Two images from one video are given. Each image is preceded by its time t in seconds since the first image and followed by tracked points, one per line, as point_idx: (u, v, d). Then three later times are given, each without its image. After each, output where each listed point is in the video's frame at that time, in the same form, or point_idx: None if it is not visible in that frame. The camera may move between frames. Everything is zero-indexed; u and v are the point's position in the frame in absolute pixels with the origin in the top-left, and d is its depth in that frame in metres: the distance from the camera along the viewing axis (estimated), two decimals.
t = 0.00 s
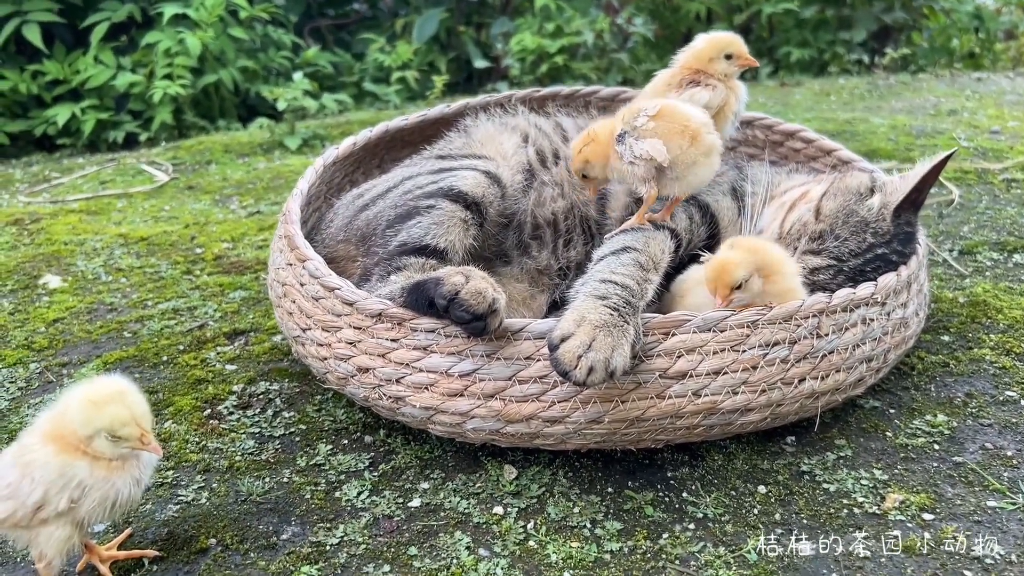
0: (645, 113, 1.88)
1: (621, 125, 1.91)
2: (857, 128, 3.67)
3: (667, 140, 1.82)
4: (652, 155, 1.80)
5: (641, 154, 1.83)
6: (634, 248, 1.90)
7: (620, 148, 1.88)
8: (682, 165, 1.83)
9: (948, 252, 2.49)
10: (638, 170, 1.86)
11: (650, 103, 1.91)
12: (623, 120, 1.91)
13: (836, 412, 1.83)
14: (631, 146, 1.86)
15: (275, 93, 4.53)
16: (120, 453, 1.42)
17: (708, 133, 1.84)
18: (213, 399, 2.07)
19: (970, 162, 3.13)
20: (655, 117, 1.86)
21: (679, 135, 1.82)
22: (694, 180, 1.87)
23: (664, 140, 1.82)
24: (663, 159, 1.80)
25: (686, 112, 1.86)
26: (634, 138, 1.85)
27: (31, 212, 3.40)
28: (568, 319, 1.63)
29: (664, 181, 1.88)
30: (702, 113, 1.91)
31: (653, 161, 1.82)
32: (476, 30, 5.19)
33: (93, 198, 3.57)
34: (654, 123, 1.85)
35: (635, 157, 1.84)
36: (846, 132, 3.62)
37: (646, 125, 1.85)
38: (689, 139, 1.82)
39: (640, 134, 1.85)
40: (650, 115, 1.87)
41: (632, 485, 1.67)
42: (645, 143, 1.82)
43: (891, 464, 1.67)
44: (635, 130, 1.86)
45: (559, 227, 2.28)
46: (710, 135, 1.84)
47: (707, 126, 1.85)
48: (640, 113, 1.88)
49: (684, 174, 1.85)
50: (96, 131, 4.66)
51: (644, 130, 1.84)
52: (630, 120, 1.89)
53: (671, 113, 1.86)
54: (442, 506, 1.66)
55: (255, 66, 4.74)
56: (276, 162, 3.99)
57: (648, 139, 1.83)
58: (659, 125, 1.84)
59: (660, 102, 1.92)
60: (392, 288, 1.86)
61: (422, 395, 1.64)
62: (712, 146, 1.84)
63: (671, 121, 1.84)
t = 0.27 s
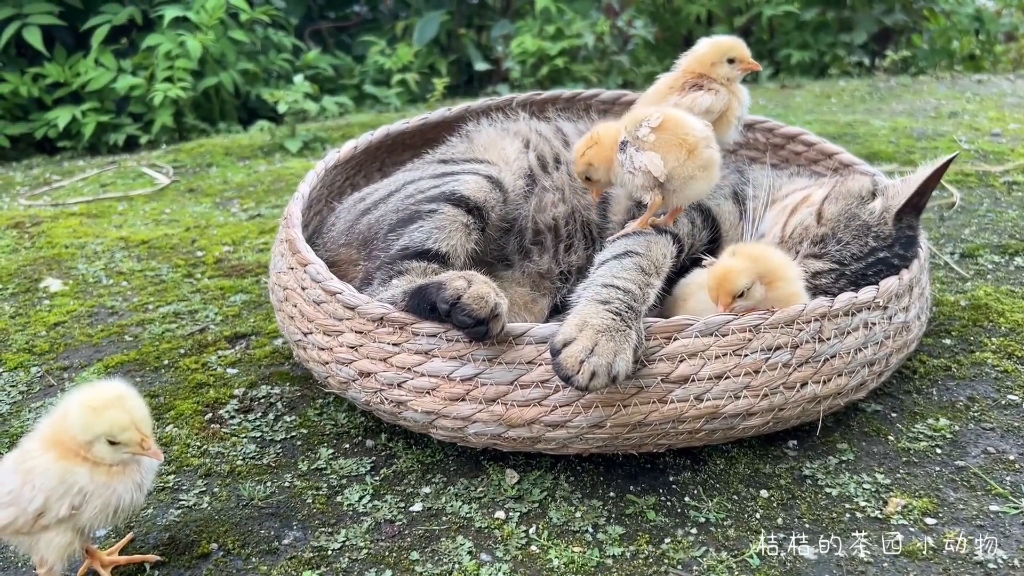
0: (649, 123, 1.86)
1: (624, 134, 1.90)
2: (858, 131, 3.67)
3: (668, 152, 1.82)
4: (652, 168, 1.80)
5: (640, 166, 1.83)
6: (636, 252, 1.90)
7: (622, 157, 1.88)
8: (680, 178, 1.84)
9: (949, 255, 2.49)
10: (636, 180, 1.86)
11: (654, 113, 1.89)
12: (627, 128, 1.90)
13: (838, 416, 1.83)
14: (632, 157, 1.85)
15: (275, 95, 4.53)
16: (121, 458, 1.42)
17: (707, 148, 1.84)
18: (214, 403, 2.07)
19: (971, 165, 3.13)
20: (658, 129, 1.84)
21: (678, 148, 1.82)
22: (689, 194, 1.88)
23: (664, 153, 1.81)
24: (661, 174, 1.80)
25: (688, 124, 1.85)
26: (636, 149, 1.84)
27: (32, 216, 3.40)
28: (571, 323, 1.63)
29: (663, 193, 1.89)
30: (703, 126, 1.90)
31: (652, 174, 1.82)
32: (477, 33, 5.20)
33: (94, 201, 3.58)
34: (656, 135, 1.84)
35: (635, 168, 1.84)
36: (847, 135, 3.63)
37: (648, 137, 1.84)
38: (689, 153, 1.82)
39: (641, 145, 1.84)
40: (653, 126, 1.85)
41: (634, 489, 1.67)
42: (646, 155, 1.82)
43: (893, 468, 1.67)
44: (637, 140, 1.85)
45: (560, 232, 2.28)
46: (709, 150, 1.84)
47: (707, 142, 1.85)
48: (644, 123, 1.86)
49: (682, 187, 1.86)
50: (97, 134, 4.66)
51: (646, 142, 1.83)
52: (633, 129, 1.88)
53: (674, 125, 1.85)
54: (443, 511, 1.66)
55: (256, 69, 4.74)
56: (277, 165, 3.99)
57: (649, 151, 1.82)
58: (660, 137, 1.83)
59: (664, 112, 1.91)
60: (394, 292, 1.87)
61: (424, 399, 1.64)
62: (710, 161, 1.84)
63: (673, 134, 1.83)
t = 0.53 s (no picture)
0: (633, 134, 1.86)
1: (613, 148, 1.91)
2: (856, 134, 3.67)
3: (654, 160, 1.81)
4: (640, 178, 1.80)
5: (629, 177, 1.83)
6: (633, 257, 1.90)
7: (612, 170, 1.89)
8: (671, 185, 1.83)
9: (947, 259, 2.48)
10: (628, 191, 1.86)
11: (638, 124, 1.89)
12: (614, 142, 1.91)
13: (835, 420, 1.82)
14: (621, 169, 1.86)
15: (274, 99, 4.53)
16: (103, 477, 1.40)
17: (694, 150, 1.84)
18: (211, 408, 2.07)
19: (970, 168, 3.13)
20: (643, 138, 1.84)
21: (664, 154, 1.81)
22: (682, 199, 1.87)
23: (650, 161, 1.81)
24: (650, 182, 1.81)
25: (673, 130, 1.85)
26: (624, 161, 1.85)
27: (30, 219, 3.39)
28: (567, 328, 1.62)
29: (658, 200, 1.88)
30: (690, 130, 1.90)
31: (642, 183, 1.83)
32: (475, 36, 5.20)
33: (91, 205, 3.57)
34: (641, 144, 1.84)
35: (625, 179, 1.84)
36: (845, 138, 3.63)
37: (634, 147, 1.84)
38: (676, 157, 1.81)
39: (629, 156, 1.85)
40: (638, 136, 1.85)
41: (632, 494, 1.66)
42: (634, 166, 1.82)
43: (891, 473, 1.67)
44: (624, 152, 1.85)
45: (557, 237, 2.27)
46: (695, 152, 1.83)
47: (693, 144, 1.84)
48: (629, 135, 1.87)
49: (674, 193, 1.85)
50: (96, 137, 4.66)
51: (633, 152, 1.83)
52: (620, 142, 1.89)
53: (659, 132, 1.85)
54: (440, 516, 1.65)
55: (255, 72, 4.74)
56: (275, 168, 3.99)
57: (636, 161, 1.82)
58: (646, 145, 1.83)
59: (649, 120, 1.91)
60: (390, 297, 1.86)
61: (420, 405, 1.63)
62: (699, 163, 1.84)
63: (658, 141, 1.83)
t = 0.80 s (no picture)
0: (635, 141, 1.86)
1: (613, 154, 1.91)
2: (855, 139, 3.67)
3: (653, 169, 1.81)
4: (639, 187, 1.80)
5: (628, 185, 1.83)
6: (631, 266, 1.89)
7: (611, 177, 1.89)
8: (668, 196, 1.83)
9: (946, 266, 2.48)
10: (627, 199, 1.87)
11: (640, 131, 1.89)
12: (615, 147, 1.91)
13: (834, 429, 1.82)
14: (620, 176, 1.86)
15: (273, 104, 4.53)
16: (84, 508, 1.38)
17: (692, 164, 1.83)
18: (208, 417, 2.06)
19: (968, 174, 3.13)
20: (644, 147, 1.84)
21: (663, 164, 1.81)
22: (678, 209, 1.87)
23: (649, 171, 1.81)
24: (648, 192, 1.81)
25: (673, 141, 1.85)
26: (623, 169, 1.85)
27: (28, 226, 3.39)
28: (565, 338, 1.61)
29: (655, 211, 1.88)
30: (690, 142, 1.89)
31: (640, 193, 1.83)
32: (474, 41, 5.20)
33: (90, 211, 3.57)
34: (642, 153, 1.84)
35: (623, 187, 1.85)
36: (844, 144, 3.63)
37: (634, 155, 1.84)
38: (674, 169, 1.81)
39: (629, 164, 1.85)
40: (639, 145, 1.85)
41: (630, 504, 1.66)
42: (633, 175, 1.82)
43: (890, 482, 1.66)
44: (624, 159, 1.85)
45: (555, 245, 2.28)
46: (694, 165, 1.83)
47: (691, 157, 1.83)
48: (631, 142, 1.87)
49: (669, 204, 1.85)
50: (94, 143, 4.66)
51: (633, 161, 1.84)
52: (621, 148, 1.89)
53: (659, 142, 1.84)
54: (438, 526, 1.64)
55: (253, 77, 4.74)
56: (273, 174, 3.99)
57: (636, 170, 1.82)
58: (645, 155, 1.83)
59: (652, 128, 1.91)
60: (388, 305, 1.85)
61: (418, 414, 1.63)
62: (696, 176, 1.83)
63: (658, 150, 1.83)
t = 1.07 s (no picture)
0: (627, 142, 1.86)
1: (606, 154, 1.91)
2: (851, 142, 3.68)
3: (645, 171, 1.81)
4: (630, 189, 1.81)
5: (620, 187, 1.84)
6: (626, 268, 1.89)
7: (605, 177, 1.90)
8: (660, 198, 1.83)
9: (943, 267, 2.48)
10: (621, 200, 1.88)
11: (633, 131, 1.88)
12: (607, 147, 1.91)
13: (831, 430, 1.81)
14: (613, 177, 1.86)
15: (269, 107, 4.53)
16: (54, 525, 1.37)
17: (685, 165, 1.82)
18: (203, 419, 2.06)
19: (965, 176, 3.13)
20: (636, 148, 1.83)
21: (655, 166, 1.80)
22: (671, 211, 1.86)
23: (642, 172, 1.81)
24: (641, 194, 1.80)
25: (666, 141, 1.84)
26: (615, 170, 1.85)
27: (24, 228, 3.38)
28: (559, 339, 1.61)
29: (649, 212, 1.88)
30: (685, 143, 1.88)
31: (633, 194, 1.83)
32: (472, 44, 5.20)
33: (86, 214, 3.56)
34: (634, 154, 1.83)
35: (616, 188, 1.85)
36: (840, 146, 3.63)
37: (626, 156, 1.84)
38: (666, 171, 1.80)
39: (621, 165, 1.85)
40: (631, 146, 1.84)
41: (626, 506, 1.65)
42: (625, 177, 1.82)
43: (886, 484, 1.65)
44: (616, 161, 1.86)
45: (551, 246, 2.26)
46: (687, 165, 1.82)
47: (684, 159, 1.82)
48: (623, 143, 1.86)
49: (663, 205, 1.84)
50: (91, 146, 4.66)
51: (625, 162, 1.84)
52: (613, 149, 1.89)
53: (651, 143, 1.84)
54: (432, 529, 1.64)
55: (250, 80, 4.73)
56: (270, 177, 3.98)
57: (628, 171, 1.83)
58: (638, 155, 1.83)
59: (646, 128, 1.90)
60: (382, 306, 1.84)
61: (412, 416, 1.62)
62: (690, 178, 1.82)
63: (651, 151, 1.82)
